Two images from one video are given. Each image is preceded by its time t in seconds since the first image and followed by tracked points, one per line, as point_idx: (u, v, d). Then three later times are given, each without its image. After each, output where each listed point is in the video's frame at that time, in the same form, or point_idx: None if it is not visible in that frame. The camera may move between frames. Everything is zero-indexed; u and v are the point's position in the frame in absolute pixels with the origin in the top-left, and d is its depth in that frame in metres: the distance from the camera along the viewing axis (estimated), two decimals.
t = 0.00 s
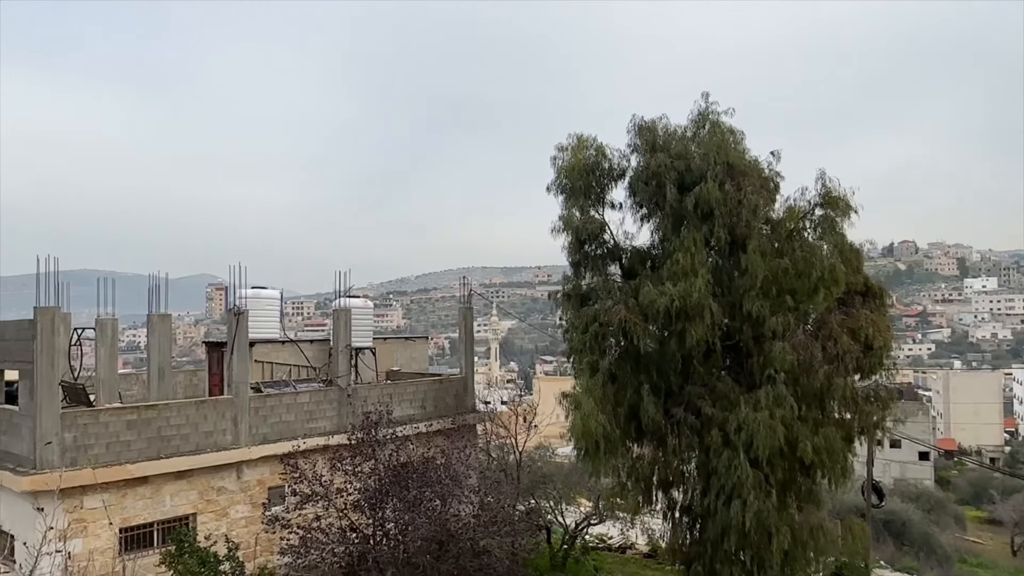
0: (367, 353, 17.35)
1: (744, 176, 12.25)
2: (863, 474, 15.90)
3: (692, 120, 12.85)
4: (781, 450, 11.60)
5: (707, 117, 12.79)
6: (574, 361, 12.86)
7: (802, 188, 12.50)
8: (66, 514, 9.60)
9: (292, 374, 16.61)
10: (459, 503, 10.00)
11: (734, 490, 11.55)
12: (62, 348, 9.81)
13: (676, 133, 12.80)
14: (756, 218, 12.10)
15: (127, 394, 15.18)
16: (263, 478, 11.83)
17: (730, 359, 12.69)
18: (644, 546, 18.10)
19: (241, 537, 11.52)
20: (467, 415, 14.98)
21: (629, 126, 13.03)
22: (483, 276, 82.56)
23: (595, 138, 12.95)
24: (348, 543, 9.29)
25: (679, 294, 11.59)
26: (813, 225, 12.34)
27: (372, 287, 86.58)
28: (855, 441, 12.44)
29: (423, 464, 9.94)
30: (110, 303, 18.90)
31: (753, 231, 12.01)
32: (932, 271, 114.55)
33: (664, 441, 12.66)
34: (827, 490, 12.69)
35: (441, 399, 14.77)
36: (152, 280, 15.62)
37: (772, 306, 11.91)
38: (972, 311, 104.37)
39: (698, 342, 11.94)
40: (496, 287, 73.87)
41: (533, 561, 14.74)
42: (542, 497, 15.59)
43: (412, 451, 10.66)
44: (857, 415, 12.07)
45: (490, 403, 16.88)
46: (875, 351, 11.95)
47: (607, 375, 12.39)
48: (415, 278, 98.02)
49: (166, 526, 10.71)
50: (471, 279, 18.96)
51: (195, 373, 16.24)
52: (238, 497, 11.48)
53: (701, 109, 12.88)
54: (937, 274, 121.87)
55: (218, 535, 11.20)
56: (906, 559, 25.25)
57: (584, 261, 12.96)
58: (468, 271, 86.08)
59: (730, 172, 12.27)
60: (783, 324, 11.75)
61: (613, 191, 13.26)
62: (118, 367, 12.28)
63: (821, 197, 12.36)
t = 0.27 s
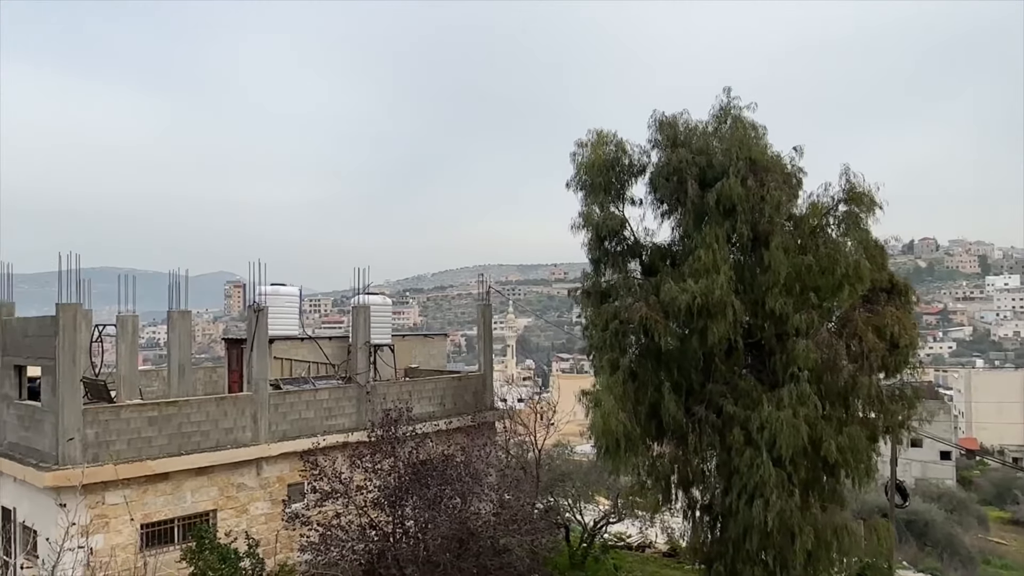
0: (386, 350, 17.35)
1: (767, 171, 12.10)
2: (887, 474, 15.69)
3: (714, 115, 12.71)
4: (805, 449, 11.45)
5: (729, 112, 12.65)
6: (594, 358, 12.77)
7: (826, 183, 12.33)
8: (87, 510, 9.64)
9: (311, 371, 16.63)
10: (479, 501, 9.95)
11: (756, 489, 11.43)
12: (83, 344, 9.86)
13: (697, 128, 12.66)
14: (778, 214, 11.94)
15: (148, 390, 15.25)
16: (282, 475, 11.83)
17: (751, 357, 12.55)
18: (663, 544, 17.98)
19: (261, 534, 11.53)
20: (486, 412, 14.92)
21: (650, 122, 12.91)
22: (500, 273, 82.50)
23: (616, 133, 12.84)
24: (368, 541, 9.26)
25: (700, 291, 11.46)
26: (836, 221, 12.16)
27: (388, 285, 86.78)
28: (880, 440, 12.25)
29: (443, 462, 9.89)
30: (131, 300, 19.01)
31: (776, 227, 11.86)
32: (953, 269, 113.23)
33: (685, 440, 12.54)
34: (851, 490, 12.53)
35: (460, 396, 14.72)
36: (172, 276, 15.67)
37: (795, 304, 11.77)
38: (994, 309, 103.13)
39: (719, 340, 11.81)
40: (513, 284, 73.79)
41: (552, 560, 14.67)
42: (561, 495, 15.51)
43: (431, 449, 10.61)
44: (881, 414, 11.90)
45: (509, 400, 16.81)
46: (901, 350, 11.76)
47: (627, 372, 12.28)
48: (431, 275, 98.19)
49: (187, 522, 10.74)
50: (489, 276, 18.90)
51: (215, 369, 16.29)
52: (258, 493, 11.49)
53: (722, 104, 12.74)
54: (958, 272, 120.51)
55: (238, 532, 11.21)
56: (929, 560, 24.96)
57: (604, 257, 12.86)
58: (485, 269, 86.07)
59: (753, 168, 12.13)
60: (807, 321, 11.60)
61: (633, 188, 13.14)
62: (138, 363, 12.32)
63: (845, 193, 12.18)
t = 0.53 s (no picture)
0: (396, 349, 17.28)
1: (782, 170, 11.98)
2: (902, 476, 15.52)
3: (728, 114, 12.60)
4: (820, 450, 11.34)
5: (744, 111, 12.52)
6: (606, 358, 12.67)
7: (842, 182, 12.19)
8: (99, 510, 9.60)
9: (321, 370, 16.58)
10: (492, 503, 9.86)
11: (771, 491, 11.32)
12: (95, 344, 9.83)
13: (711, 127, 12.54)
14: (794, 213, 11.82)
15: (158, 390, 15.24)
16: (293, 475, 11.78)
17: (766, 358, 12.43)
18: (675, 546, 17.85)
19: (272, 535, 11.48)
20: (498, 413, 14.84)
21: (664, 120, 12.79)
22: (508, 272, 82.40)
23: (628, 132, 12.73)
24: (381, 543, 9.19)
25: (715, 291, 11.36)
26: (852, 220, 12.02)
27: (396, 284, 86.80)
28: (897, 442, 12.10)
29: (456, 464, 9.81)
30: (141, 299, 19.01)
31: (791, 227, 11.73)
32: (964, 269, 112.49)
33: (698, 441, 12.44)
34: (867, 492, 12.40)
35: (471, 396, 14.64)
36: (182, 276, 15.64)
37: (810, 304, 11.65)
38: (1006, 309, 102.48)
39: (734, 340, 11.70)
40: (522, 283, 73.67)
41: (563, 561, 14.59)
42: (572, 496, 15.42)
43: (444, 450, 10.54)
44: (898, 415, 11.76)
45: (519, 400, 16.69)
46: (918, 350, 11.63)
47: (640, 373, 12.18)
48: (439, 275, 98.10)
49: (198, 523, 10.70)
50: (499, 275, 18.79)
51: (225, 368, 16.26)
52: (269, 494, 11.44)
53: (737, 103, 12.61)
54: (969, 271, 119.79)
55: (250, 533, 11.16)
56: (943, 563, 24.74)
57: (616, 257, 12.76)
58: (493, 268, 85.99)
59: (767, 167, 12.00)
60: (823, 322, 11.48)
61: (646, 186, 13.03)
62: (149, 363, 12.29)
63: (861, 192, 12.04)
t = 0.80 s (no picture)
0: (398, 349, 17.22)
1: (787, 169, 11.91)
2: (907, 476, 15.44)
3: (732, 113, 12.53)
4: (826, 451, 11.28)
5: (748, 110, 12.45)
6: (610, 358, 12.60)
7: (847, 181, 12.12)
8: (101, 512, 9.54)
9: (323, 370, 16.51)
10: (496, 505, 9.80)
11: (777, 492, 11.27)
12: (96, 344, 9.77)
13: (715, 126, 12.47)
14: (799, 213, 11.75)
15: (159, 390, 15.17)
16: (296, 476, 11.71)
17: (771, 358, 12.37)
18: (677, 546, 17.78)
19: (275, 536, 11.41)
20: (500, 413, 14.77)
21: (667, 119, 12.73)
22: (508, 272, 82.30)
23: (632, 131, 12.66)
24: (385, 544, 9.13)
25: (719, 291, 11.29)
26: (857, 220, 11.94)
27: (397, 283, 86.69)
28: (902, 442, 12.05)
29: (460, 465, 9.75)
30: (141, 299, 18.93)
31: (796, 226, 11.66)
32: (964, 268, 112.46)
33: (703, 442, 12.37)
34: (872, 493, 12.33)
35: (474, 397, 14.57)
36: (183, 275, 15.57)
37: (815, 304, 11.59)
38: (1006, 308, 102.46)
39: (739, 340, 11.63)
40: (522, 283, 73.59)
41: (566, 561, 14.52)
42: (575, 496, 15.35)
43: (448, 451, 10.48)
44: (904, 416, 11.69)
45: (522, 399, 16.63)
46: (925, 350, 11.58)
47: (644, 373, 12.11)
48: (438, 274, 97.97)
49: (200, 524, 10.64)
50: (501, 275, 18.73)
51: (226, 368, 16.19)
52: (271, 495, 11.37)
53: (741, 102, 12.55)
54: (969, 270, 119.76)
55: (252, 534, 11.10)
56: (945, 563, 24.70)
57: (620, 256, 12.69)
58: (493, 267, 85.88)
59: (772, 166, 11.94)
60: (828, 322, 11.43)
61: (650, 185, 12.96)
62: (150, 363, 12.22)
63: (866, 191, 11.97)
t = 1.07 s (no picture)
0: (392, 348, 17.14)
1: (781, 167, 11.89)
2: (900, 474, 15.46)
3: (727, 111, 12.50)
4: (821, 449, 11.28)
5: (743, 107, 12.42)
6: (605, 357, 12.57)
7: (841, 180, 12.10)
8: (91, 512, 9.44)
9: (316, 369, 16.41)
10: (491, 504, 9.75)
11: (772, 491, 11.26)
12: (86, 342, 9.66)
13: (710, 124, 12.44)
14: (793, 211, 11.73)
15: (150, 389, 15.06)
16: (289, 476, 11.63)
17: (766, 356, 12.36)
18: (671, 545, 17.77)
19: (267, 536, 11.33)
20: (494, 412, 14.72)
21: (662, 117, 12.70)
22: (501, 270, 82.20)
23: (626, 129, 12.63)
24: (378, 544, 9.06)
25: (714, 290, 11.26)
26: (851, 218, 11.93)
27: (389, 281, 86.46)
28: (897, 441, 12.05)
29: (454, 464, 9.70)
30: (133, 297, 18.79)
31: (791, 224, 11.65)
32: (955, 267, 113.03)
33: (697, 440, 12.35)
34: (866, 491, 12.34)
35: (467, 395, 14.51)
36: (175, 273, 15.45)
37: (810, 302, 11.59)
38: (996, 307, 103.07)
39: (734, 338, 11.61)
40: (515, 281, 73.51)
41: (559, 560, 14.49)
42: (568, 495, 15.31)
43: (442, 450, 10.42)
44: (899, 414, 11.68)
45: (517, 398, 16.57)
46: (920, 348, 11.60)
47: (639, 371, 12.07)
48: (431, 272, 97.83)
49: (192, 524, 10.55)
50: (495, 273, 18.67)
51: (218, 367, 16.08)
52: (264, 495, 11.29)
53: (735, 99, 12.52)
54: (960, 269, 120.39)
55: (244, 534, 11.01)
56: (938, 561, 24.76)
57: (615, 254, 12.65)
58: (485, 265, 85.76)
59: (767, 164, 11.91)
60: (823, 320, 11.44)
61: (644, 183, 12.92)
62: (142, 362, 12.11)
63: (861, 189, 11.96)
